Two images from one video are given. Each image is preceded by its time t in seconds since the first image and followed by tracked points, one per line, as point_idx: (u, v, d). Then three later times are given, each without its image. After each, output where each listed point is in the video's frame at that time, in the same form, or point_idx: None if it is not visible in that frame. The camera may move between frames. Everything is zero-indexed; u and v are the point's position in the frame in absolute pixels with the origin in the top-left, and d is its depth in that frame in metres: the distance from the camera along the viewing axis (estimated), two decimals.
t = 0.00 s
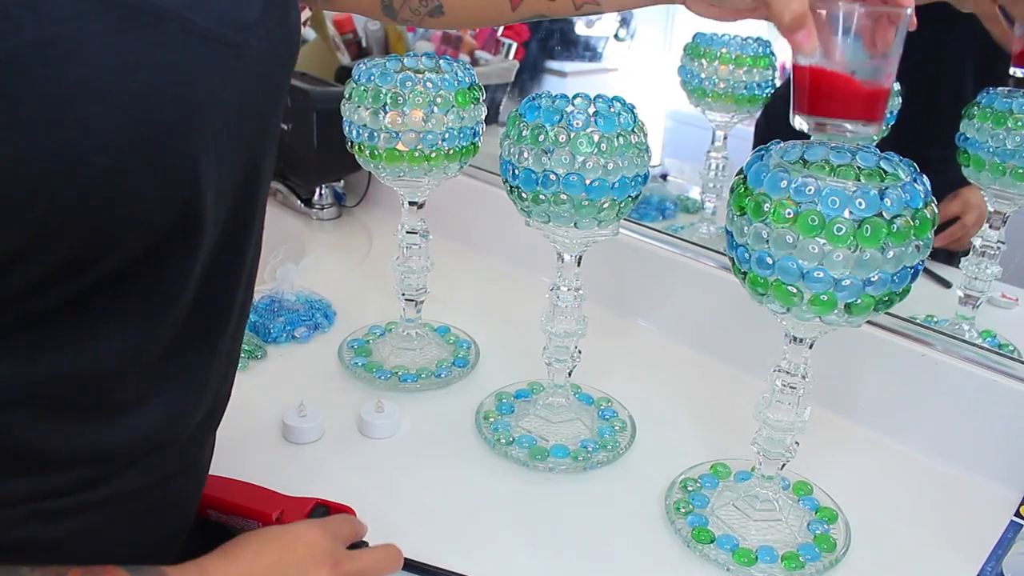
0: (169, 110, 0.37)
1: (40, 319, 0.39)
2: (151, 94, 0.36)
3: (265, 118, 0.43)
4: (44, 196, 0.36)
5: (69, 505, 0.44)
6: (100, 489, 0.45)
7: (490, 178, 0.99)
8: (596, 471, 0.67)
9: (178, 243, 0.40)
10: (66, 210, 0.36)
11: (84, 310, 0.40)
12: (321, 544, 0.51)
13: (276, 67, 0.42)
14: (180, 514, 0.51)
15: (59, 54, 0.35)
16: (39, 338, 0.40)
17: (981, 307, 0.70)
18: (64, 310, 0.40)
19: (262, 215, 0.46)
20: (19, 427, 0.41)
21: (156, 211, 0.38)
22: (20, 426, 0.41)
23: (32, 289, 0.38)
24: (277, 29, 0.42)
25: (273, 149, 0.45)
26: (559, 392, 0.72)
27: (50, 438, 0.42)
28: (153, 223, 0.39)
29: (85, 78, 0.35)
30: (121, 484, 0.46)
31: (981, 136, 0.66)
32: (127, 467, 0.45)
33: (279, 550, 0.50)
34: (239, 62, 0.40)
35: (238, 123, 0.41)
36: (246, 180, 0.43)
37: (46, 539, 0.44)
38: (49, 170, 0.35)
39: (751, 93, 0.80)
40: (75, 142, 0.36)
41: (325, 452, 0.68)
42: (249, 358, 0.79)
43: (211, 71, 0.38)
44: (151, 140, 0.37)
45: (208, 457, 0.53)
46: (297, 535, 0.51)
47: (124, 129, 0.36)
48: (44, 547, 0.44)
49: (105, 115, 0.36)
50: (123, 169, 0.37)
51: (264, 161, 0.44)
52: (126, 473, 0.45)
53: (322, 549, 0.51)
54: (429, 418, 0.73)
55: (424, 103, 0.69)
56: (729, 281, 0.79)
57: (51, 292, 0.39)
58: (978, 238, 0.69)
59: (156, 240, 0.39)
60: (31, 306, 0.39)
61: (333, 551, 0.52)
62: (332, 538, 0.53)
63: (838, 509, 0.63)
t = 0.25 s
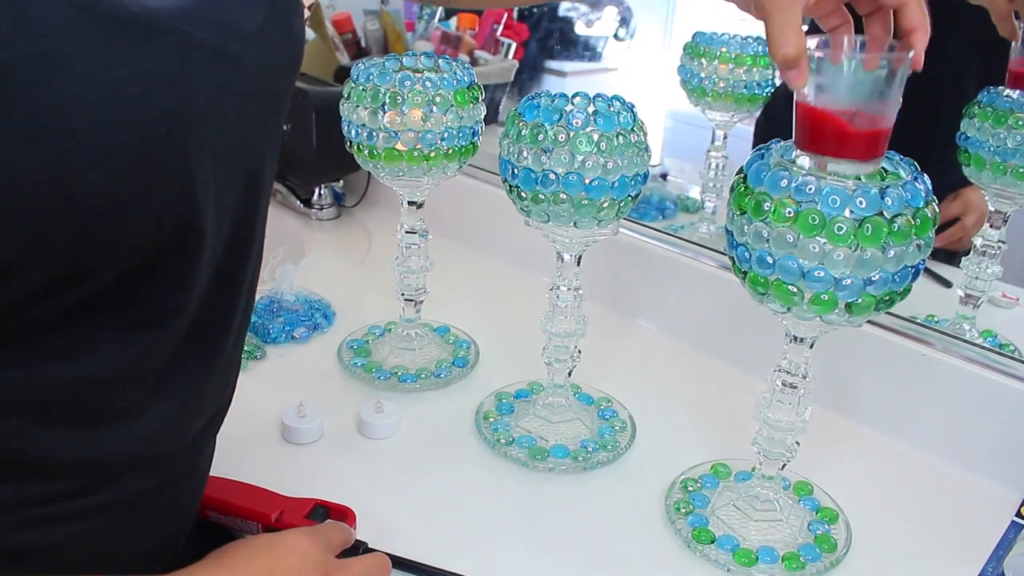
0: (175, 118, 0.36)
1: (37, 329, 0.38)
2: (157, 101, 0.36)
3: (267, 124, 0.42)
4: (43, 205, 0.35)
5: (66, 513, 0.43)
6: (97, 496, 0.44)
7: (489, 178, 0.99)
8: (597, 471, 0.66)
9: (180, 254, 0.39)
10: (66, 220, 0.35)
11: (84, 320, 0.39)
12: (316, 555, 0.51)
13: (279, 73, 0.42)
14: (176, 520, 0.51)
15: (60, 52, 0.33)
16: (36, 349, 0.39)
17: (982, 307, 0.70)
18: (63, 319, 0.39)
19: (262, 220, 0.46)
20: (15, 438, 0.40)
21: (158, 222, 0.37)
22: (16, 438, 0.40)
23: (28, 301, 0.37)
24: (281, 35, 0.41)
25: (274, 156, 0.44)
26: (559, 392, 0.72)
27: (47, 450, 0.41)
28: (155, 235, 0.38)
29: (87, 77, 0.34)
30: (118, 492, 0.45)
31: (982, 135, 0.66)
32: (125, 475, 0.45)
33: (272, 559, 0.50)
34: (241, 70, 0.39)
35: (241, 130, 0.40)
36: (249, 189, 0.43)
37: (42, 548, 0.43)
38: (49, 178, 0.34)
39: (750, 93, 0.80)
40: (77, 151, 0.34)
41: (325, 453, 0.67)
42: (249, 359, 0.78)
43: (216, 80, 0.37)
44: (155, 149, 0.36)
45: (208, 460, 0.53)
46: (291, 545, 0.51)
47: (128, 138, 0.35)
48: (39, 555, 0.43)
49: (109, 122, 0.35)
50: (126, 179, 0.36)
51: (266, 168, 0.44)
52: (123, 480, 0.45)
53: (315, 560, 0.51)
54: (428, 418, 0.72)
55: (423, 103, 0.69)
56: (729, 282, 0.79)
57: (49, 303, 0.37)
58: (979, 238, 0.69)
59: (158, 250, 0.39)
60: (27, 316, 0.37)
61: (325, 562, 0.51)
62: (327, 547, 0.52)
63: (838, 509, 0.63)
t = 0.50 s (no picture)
0: (181, 125, 0.36)
1: (42, 334, 0.38)
2: (165, 105, 0.35)
3: (272, 127, 0.42)
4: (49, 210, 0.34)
5: (69, 513, 0.43)
6: (101, 497, 0.44)
7: (490, 178, 0.99)
8: (597, 471, 0.67)
9: (185, 260, 0.39)
10: (71, 227, 0.35)
11: (88, 325, 0.39)
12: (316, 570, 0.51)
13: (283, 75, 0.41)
14: (178, 520, 0.51)
15: (68, 53, 0.33)
16: (41, 353, 0.39)
17: (982, 307, 0.70)
18: (67, 325, 0.39)
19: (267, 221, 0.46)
20: (19, 439, 0.40)
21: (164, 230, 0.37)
22: (21, 438, 0.40)
23: (33, 306, 0.37)
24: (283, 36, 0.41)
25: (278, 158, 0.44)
26: (559, 392, 0.72)
27: (52, 451, 0.41)
28: (160, 242, 0.38)
29: (93, 79, 0.34)
30: (121, 491, 0.45)
31: (982, 136, 0.66)
32: (128, 475, 0.45)
33: None
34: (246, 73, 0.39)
35: (247, 135, 0.40)
36: (255, 196, 0.42)
37: (46, 547, 0.43)
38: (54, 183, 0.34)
39: (751, 94, 0.80)
40: (83, 158, 0.34)
41: (326, 452, 0.68)
42: (249, 358, 0.79)
43: (222, 83, 0.37)
44: (162, 157, 0.36)
45: (211, 460, 0.53)
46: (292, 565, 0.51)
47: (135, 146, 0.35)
48: (44, 553, 0.44)
49: (116, 128, 0.34)
50: (132, 187, 0.35)
51: (271, 171, 0.44)
52: (127, 479, 0.45)
53: None
54: (429, 418, 0.73)
55: (425, 103, 0.69)
56: (729, 282, 0.79)
57: (54, 308, 0.37)
58: (979, 239, 0.69)
59: (162, 257, 0.38)
60: (32, 322, 0.37)
61: None
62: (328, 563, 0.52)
63: (838, 509, 0.63)
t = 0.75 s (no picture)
0: (175, 128, 0.36)
1: (38, 338, 0.38)
2: (160, 106, 0.35)
3: (269, 128, 0.42)
4: (42, 211, 0.34)
5: (66, 514, 0.43)
6: (96, 500, 0.44)
7: (489, 178, 0.99)
8: (597, 471, 0.66)
9: (182, 265, 0.39)
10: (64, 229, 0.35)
11: (83, 329, 0.39)
12: None
13: (282, 76, 0.41)
14: (175, 521, 0.51)
15: (64, 53, 0.33)
16: (37, 356, 0.38)
17: (982, 306, 0.70)
18: (63, 328, 0.39)
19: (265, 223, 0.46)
20: (17, 439, 0.40)
21: (158, 233, 0.37)
22: (18, 439, 0.40)
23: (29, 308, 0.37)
24: (287, 39, 0.40)
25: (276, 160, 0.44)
26: (559, 392, 0.72)
27: (48, 453, 0.41)
28: (155, 245, 0.37)
29: (90, 80, 0.33)
30: (119, 493, 0.45)
31: (982, 135, 0.66)
32: (126, 478, 0.45)
33: None
34: (243, 74, 0.38)
35: (242, 136, 0.40)
36: (252, 199, 0.42)
37: (45, 547, 0.44)
38: (49, 186, 0.34)
39: (750, 93, 0.80)
40: (77, 159, 0.34)
41: (325, 453, 0.67)
42: (249, 358, 0.78)
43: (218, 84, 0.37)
44: (157, 159, 0.35)
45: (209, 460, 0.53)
46: None
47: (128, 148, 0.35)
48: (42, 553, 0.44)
49: (110, 129, 0.34)
50: (126, 190, 0.35)
51: (269, 173, 0.43)
52: (125, 482, 0.45)
53: None
54: (428, 418, 0.72)
55: (423, 103, 0.69)
56: (729, 282, 0.79)
57: (49, 311, 0.37)
58: (979, 238, 0.69)
59: (158, 260, 0.38)
60: (28, 325, 0.37)
61: None
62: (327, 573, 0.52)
63: (839, 509, 0.63)
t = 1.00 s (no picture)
0: (173, 131, 0.36)
1: (36, 340, 0.38)
2: (162, 108, 0.35)
3: (267, 132, 0.42)
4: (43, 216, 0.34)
5: (65, 516, 0.44)
6: (95, 500, 0.45)
7: (490, 178, 0.99)
8: (597, 471, 0.67)
9: (180, 269, 0.39)
10: (62, 234, 0.35)
11: (81, 332, 0.39)
12: None
13: (283, 78, 0.41)
14: (174, 521, 0.51)
15: (70, 54, 0.33)
16: (35, 358, 0.39)
17: (982, 308, 0.70)
18: (61, 332, 0.39)
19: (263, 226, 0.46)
20: (15, 440, 0.40)
21: (156, 238, 0.37)
22: (16, 441, 0.40)
23: (27, 311, 0.37)
24: (284, 39, 0.41)
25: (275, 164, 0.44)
26: (559, 392, 0.72)
27: (44, 455, 0.41)
28: (153, 249, 0.37)
29: (96, 82, 0.34)
30: (116, 495, 0.45)
31: (982, 136, 0.66)
32: (124, 480, 0.45)
33: None
34: (241, 77, 0.38)
35: (241, 140, 0.40)
36: (251, 203, 0.42)
37: (43, 550, 0.44)
38: (48, 189, 0.34)
39: (751, 94, 0.80)
40: (77, 161, 0.34)
41: (326, 452, 0.67)
42: (249, 358, 0.79)
43: (216, 85, 0.37)
44: (157, 162, 0.36)
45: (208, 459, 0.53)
46: None
47: (125, 152, 0.35)
48: (38, 557, 0.44)
49: (108, 132, 0.34)
50: (124, 194, 0.35)
51: (268, 177, 0.43)
52: (122, 484, 0.45)
53: None
54: (429, 418, 0.73)
55: (425, 103, 0.69)
56: (729, 283, 0.79)
57: (48, 315, 0.37)
58: (980, 239, 0.69)
59: (155, 265, 0.38)
60: (26, 328, 0.37)
61: None
62: None
63: (838, 509, 0.63)
